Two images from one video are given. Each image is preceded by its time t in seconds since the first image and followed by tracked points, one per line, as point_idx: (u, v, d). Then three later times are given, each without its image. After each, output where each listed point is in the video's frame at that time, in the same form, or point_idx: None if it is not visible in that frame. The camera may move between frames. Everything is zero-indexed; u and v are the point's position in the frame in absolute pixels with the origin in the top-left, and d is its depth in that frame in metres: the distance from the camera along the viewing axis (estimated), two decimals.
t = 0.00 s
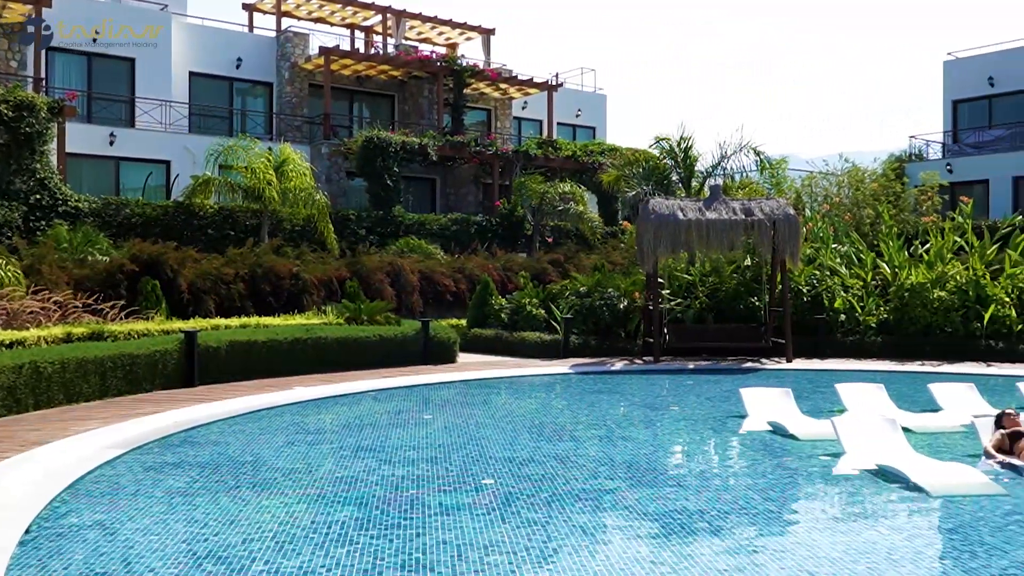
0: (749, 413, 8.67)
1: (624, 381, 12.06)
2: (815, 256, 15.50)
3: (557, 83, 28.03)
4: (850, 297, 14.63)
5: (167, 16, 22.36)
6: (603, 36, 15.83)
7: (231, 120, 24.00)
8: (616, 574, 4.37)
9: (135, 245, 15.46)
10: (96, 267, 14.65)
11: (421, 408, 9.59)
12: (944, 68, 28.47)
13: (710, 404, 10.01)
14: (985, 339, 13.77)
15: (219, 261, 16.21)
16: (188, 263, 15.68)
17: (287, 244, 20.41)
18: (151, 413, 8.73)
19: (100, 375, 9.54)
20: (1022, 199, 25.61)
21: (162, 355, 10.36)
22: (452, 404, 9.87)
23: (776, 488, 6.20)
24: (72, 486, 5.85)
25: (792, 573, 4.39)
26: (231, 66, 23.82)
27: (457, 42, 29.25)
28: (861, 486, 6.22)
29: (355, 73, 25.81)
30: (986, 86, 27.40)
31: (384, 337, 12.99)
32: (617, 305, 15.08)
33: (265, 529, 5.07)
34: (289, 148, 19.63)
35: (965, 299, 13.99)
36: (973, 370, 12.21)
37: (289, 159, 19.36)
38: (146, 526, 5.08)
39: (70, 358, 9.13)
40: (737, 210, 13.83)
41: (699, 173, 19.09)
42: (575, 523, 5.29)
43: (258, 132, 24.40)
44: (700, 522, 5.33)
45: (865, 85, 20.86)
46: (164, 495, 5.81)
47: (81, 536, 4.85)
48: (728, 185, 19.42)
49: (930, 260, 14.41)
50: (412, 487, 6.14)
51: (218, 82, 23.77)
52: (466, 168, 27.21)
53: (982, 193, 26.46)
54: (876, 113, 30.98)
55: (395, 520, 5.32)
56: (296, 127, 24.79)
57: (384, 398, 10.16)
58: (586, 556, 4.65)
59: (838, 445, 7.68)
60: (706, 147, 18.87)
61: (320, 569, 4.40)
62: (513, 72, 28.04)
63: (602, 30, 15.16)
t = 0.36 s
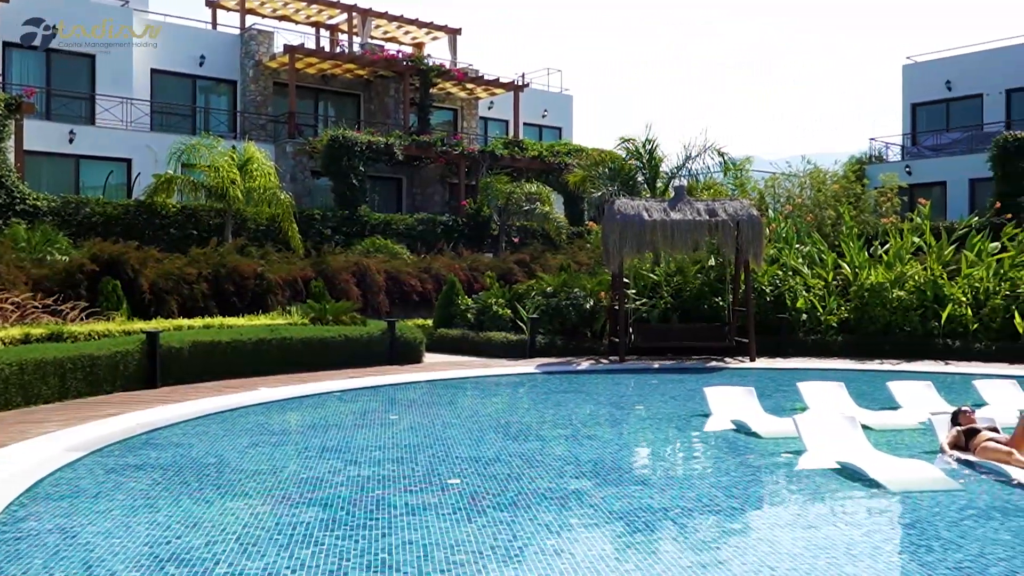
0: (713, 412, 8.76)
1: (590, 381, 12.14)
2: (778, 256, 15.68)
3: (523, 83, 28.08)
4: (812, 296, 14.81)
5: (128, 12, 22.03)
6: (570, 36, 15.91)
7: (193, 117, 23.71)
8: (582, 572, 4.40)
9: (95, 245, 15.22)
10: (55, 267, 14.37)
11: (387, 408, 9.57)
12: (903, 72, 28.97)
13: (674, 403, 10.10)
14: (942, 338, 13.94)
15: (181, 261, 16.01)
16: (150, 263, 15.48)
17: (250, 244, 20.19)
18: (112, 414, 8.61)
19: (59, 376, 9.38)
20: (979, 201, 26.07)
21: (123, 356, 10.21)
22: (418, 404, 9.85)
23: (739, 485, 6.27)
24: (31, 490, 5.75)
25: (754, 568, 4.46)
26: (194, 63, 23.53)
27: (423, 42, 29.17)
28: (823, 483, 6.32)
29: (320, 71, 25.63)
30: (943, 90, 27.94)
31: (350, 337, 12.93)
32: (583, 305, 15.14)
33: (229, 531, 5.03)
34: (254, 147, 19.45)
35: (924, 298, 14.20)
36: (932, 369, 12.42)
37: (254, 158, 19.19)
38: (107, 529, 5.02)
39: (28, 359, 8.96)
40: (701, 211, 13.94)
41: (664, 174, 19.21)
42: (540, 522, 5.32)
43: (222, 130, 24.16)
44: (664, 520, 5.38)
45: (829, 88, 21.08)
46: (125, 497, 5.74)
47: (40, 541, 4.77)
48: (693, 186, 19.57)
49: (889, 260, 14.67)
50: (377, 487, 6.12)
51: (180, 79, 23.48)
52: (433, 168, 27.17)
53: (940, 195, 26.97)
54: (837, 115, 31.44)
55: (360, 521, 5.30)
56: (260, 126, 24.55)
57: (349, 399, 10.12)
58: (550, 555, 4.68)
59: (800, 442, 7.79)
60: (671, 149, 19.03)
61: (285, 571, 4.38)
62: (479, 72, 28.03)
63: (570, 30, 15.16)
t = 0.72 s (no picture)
0: (679, 410, 8.84)
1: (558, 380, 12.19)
2: (743, 256, 15.86)
3: (490, 83, 28.10)
4: (776, 296, 15.03)
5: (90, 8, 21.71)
6: (539, 36, 15.98)
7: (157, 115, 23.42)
8: (550, 570, 4.43)
9: (56, 244, 15.00)
10: (14, 267, 14.12)
11: (355, 408, 9.54)
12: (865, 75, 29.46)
13: (640, 402, 10.19)
14: (903, 337, 14.19)
15: (145, 261, 15.82)
16: (112, 263, 15.28)
17: (216, 243, 19.97)
18: (75, 416, 8.50)
19: (20, 378, 9.22)
20: (939, 203, 26.57)
21: (86, 357, 10.06)
22: (385, 405, 9.83)
23: (704, 483, 6.35)
24: None
25: (718, 564, 4.53)
26: (158, 60, 23.25)
27: (390, 41, 29.06)
28: (787, 480, 6.42)
29: (286, 70, 25.43)
30: (904, 93, 28.47)
31: (316, 337, 12.86)
32: (552, 305, 15.13)
33: (194, 533, 4.99)
34: (219, 145, 19.27)
35: (885, 298, 14.45)
36: (892, 367, 12.65)
37: (219, 157, 19.04)
38: (69, 533, 4.95)
39: None
40: (668, 211, 14.05)
41: (631, 175, 19.33)
42: (508, 520, 5.34)
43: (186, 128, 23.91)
44: (631, 518, 5.42)
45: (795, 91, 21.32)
46: (87, 500, 5.67)
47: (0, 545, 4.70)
48: (660, 186, 19.69)
49: (851, 261, 14.89)
50: (345, 488, 6.10)
51: (143, 77, 23.19)
52: (400, 168, 27.08)
53: (901, 196, 27.44)
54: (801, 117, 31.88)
55: (327, 521, 5.29)
56: (226, 124, 24.20)
57: (316, 399, 10.07)
58: (517, 553, 4.71)
59: (765, 441, 7.89)
60: (637, 150, 19.22)
61: (251, 573, 4.36)
62: (447, 71, 28.00)
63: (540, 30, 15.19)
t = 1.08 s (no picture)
0: (646, 410, 8.90)
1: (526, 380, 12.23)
2: (710, 256, 16.05)
3: (459, 83, 28.08)
4: (742, 296, 15.20)
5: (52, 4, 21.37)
6: (509, 35, 15.97)
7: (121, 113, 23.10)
8: (517, 569, 4.46)
9: (16, 243, 14.74)
10: None
11: (322, 409, 9.50)
12: (829, 77, 29.82)
13: (608, 401, 10.25)
14: (865, 336, 14.42)
15: (109, 260, 15.59)
16: (75, 262, 15.06)
17: (181, 242, 19.74)
18: (36, 418, 8.37)
19: None
20: (901, 204, 26.99)
21: (47, 358, 9.88)
22: (352, 405, 9.79)
23: (670, 481, 6.40)
24: None
25: (685, 561, 4.58)
26: (122, 57, 22.97)
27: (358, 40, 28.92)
28: (752, 477, 6.49)
29: (253, 68, 25.20)
30: (868, 95, 28.87)
31: (284, 337, 12.77)
32: (520, 305, 15.25)
33: (159, 535, 4.94)
34: (185, 143, 19.07)
35: (848, 298, 14.69)
36: (855, 366, 12.84)
37: (184, 155, 18.86)
38: (31, 536, 4.88)
39: None
40: (636, 211, 14.13)
41: (600, 175, 19.43)
42: (476, 520, 5.35)
43: (151, 126, 23.66)
44: (598, 516, 5.46)
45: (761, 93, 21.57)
46: (49, 503, 5.58)
47: None
48: (628, 187, 19.81)
49: (815, 260, 15.06)
50: (312, 489, 6.07)
51: (107, 74, 22.89)
52: (369, 167, 26.97)
53: (864, 198, 27.87)
54: (766, 118, 32.21)
55: (295, 522, 5.26)
56: (191, 122, 24.01)
57: (283, 400, 10.00)
58: (486, 552, 4.73)
59: (730, 439, 7.97)
60: (606, 150, 19.31)
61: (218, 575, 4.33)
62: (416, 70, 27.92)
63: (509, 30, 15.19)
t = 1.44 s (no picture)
0: (615, 409, 8.96)
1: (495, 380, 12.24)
2: (678, 256, 16.21)
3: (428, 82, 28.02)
4: (709, 295, 15.35)
5: None
6: (478, 35, 15.98)
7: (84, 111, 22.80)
8: (485, 568, 4.47)
9: None
10: None
11: (290, 409, 9.44)
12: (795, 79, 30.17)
13: (577, 400, 10.30)
14: (830, 335, 14.61)
15: (71, 259, 15.37)
16: (37, 262, 14.82)
17: (146, 242, 19.49)
18: None
19: None
20: (865, 204, 27.38)
21: (9, 358, 9.71)
22: (321, 405, 9.74)
23: (638, 480, 6.45)
24: None
25: (652, 558, 4.61)
26: (86, 54, 22.74)
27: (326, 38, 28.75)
28: (719, 475, 6.57)
29: (220, 65, 24.96)
30: (832, 98, 29.25)
31: (251, 338, 12.67)
32: (489, 305, 15.29)
33: (124, 538, 4.89)
34: (149, 141, 18.86)
35: (813, 297, 14.87)
36: (820, 364, 13.01)
37: (149, 154, 18.67)
38: None
39: None
40: (604, 211, 14.20)
41: (569, 175, 19.52)
42: (445, 519, 5.35)
43: (115, 124, 23.40)
44: (566, 515, 5.49)
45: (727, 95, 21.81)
46: (10, 506, 5.50)
47: None
48: (596, 187, 19.92)
49: (781, 261, 15.22)
50: (280, 490, 6.04)
51: (70, 70, 22.59)
52: (337, 167, 26.83)
53: (829, 199, 28.24)
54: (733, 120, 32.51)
55: (262, 524, 5.23)
56: (156, 120, 23.69)
57: (250, 400, 9.93)
58: (455, 551, 4.73)
59: (697, 437, 8.05)
60: (574, 150, 19.43)
61: None
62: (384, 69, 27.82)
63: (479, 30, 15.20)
